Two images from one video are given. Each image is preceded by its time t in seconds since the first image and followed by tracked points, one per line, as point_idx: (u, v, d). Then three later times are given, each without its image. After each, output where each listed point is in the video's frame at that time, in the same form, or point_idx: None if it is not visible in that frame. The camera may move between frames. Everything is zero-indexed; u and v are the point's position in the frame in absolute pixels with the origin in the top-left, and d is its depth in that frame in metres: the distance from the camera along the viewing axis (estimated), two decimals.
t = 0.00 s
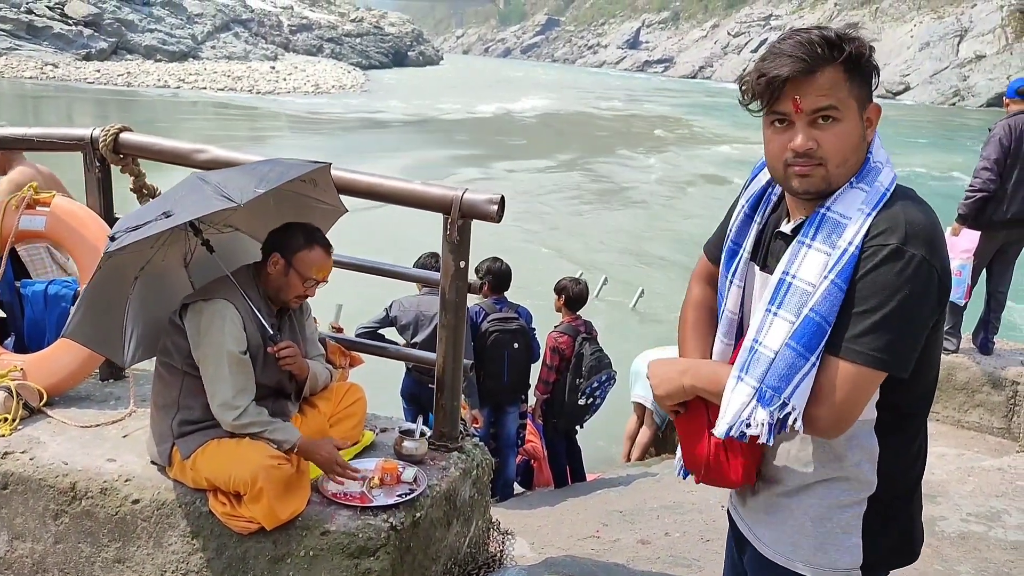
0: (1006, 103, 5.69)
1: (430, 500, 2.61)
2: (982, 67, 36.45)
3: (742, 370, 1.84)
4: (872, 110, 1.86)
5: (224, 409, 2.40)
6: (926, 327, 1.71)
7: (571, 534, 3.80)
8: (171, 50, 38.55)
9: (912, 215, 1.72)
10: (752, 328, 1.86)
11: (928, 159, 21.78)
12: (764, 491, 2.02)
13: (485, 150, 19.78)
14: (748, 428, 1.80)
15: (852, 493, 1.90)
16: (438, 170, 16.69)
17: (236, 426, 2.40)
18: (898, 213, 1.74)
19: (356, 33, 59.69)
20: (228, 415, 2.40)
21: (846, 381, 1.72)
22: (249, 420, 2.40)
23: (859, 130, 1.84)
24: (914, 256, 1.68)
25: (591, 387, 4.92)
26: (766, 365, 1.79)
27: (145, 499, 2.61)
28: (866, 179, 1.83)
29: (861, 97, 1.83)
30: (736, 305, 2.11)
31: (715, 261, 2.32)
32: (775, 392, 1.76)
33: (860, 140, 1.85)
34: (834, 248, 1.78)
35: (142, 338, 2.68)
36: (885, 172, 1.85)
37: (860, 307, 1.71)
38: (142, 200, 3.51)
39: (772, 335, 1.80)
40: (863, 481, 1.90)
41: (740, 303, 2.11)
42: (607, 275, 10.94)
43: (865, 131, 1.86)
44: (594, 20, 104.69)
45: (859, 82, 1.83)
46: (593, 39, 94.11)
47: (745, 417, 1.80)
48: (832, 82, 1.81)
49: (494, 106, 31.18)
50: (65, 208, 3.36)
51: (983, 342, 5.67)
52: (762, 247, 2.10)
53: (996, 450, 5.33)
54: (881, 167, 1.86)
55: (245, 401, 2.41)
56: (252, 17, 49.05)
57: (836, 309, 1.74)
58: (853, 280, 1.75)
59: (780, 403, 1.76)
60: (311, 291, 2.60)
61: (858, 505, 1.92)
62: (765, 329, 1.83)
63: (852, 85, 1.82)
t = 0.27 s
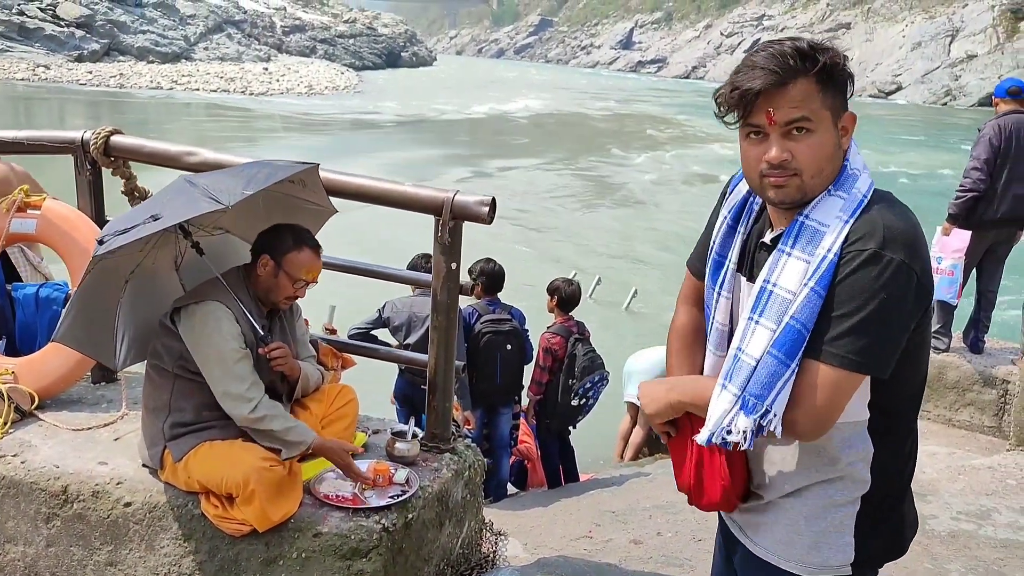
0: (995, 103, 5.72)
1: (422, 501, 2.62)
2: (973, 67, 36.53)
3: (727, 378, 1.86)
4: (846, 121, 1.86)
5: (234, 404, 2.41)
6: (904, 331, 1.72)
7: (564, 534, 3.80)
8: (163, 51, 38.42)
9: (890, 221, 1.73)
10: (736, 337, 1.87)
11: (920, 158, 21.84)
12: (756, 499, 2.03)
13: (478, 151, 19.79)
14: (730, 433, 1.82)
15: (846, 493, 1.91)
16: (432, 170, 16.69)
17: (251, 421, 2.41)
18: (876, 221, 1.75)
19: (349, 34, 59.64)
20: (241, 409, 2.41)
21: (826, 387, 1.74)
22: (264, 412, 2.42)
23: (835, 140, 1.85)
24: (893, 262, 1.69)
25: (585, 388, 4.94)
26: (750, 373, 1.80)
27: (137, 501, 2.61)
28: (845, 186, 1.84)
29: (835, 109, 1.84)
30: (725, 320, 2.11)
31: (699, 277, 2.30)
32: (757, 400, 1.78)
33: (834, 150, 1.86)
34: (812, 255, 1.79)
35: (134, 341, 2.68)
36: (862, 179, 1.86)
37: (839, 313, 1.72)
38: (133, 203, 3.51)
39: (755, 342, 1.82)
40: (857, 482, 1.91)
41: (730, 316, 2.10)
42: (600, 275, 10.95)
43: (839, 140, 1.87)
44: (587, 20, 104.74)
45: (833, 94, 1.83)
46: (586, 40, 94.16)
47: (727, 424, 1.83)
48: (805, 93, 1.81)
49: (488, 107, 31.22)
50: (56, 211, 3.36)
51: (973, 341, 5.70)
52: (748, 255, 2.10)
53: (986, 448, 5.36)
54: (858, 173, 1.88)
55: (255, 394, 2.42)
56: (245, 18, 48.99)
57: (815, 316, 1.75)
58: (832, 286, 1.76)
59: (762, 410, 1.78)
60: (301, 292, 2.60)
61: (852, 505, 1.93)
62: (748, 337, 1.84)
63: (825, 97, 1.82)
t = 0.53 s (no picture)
0: (984, 100, 5.73)
1: (414, 499, 2.62)
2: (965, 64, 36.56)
3: (745, 437, 1.84)
4: (753, 165, 1.82)
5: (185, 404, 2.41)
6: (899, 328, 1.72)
7: (557, 532, 3.81)
8: (155, 49, 38.29)
9: (847, 242, 1.73)
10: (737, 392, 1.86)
11: (913, 155, 21.88)
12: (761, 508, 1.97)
13: (472, 149, 19.78)
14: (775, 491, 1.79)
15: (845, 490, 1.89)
16: (425, 168, 16.68)
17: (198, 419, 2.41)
18: (837, 243, 1.74)
19: (343, 33, 59.54)
20: (189, 410, 2.41)
21: (854, 419, 1.73)
22: (210, 413, 2.40)
23: (741, 196, 1.83)
24: (867, 279, 1.69)
25: (578, 385, 4.94)
26: (772, 428, 1.79)
27: (126, 501, 2.60)
28: (786, 217, 1.83)
29: (733, 166, 1.80)
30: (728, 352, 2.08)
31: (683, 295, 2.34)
32: (788, 453, 1.76)
33: (747, 201, 1.84)
34: (787, 294, 1.78)
35: (123, 344, 2.67)
36: (809, 202, 1.83)
37: (836, 343, 1.71)
38: (122, 202, 3.50)
39: (763, 394, 1.81)
40: (860, 480, 1.89)
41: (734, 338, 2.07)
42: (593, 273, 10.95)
43: (753, 186, 1.84)
44: (581, 18, 104.66)
45: (726, 151, 1.78)
46: (580, 37, 94.12)
47: (769, 482, 1.79)
48: (693, 170, 1.78)
49: (481, 105, 31.20)
50: (45, 211, 3.34)
51: (964, 337, 5.71)
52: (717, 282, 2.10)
53: (976, 444, 5.38)
54: (799, 197, 1.84)
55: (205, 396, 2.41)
56: (238, 17, 48.87)
57: (813, 353, 1.74)
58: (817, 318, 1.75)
59: (799, 460, 1.76)
60: (295, 291, 2.61)
61: (851, 503, 1.90)
62: (753, 391, 1.83)
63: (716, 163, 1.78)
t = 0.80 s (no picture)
0: (980, 95, 5.73)
1: (409, 494, 2.62)
2: (961, 60, 36.54)
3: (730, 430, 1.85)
4: (713, 175, 1.79)
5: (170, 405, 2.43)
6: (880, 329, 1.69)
7: (553, 527, 3.81)
8: (150, 46, 38.18)
9: (824, 242, 1.71)
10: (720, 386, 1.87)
11: (908, 150, 21.89)
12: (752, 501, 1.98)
13: (467, 145, 19.76)
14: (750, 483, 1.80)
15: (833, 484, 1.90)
16: (421, 164, 16.66)
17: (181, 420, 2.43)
18: (814, 244, 1.72)
19: (338, 29, 59.39)
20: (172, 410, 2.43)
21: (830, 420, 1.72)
22: (195, 417, 2.42)
23: (704, 205, 1.81)
24: (844, 281, 1.67)
25: (575, 381, 4.95)
26: (742, 421, 1.79)
27: (122, 497, 2.59)
28: (764, 217, 1.81)
29: (691, 179, 1.77)
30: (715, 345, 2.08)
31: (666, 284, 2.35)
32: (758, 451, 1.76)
33: (712, 211, 1.82)
34: (765, 294, 1.76)
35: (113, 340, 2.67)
36: (788, 201, 1.80)
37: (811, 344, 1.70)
38: (117, 198, 3.49)
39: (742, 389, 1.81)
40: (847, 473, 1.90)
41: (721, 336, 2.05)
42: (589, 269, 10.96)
43: (718, 195, 1.81)
44: (577, 13, 104.50)
45: (680, 169, 1.77)
46: (575, 33, 94.01)
47: (742, 475, 1.80)
48: (649, 190, 1.80)
49: (477, 101, 31.17)
50: (38, 206, 3.33)
51: (959, 332, 5.72)
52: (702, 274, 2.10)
53: (971, 438, 5.40)
54: (779, 196, 1.81)
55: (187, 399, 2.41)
56: (233, 13, 48.72)
57: (786, 355, 1.73)
58: (794, 319, 1.73)
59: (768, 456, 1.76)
60: (288, 288, 2.60)
61: (840, 495, 1.91)
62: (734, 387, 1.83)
63: (670, 181, 1.77)
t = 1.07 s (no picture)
0: (980, 86, 5.71)
1: (408, 485, 2.62)
2: (960, 53, 36.43)
3: (723, 418, 1.85)
4: (707, 160, 1.78)
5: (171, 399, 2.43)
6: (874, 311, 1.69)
7: (552, 518, 3.82)
8: (147, 39, 38.05)
9: (815, 225, 1.71)
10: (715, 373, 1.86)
11: (908, 143, 21.84)
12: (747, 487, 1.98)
13: (466, 139, 19.72)
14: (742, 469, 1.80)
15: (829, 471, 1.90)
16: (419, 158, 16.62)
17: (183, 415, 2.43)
18: (807, 227, 1.71)
19: (336, 23, 59.21)
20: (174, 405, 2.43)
21: (827, 404, 1.72)
22: (197, 410, 2.42)
23: (698, 189, 1.80)
24: (837, 263, 1.66)
25: (576, 373, 4.94)
26: (739, 410, 1.79)
27: (121, 488, 2.59)
28: (758, 202, 1.80)
29: (684, 164, 1.77)
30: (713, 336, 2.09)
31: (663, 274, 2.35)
32: (754, 436, 1.76)
33: (706, 196, 1.81)
34: (759, 280, 1.76)
35: (110, 333, 2.66)
36: (781, 185, 1.79)
37: (805, 329, 1.70)
38: (115, 189, 3.47)
39: (737, 376, 1.81)
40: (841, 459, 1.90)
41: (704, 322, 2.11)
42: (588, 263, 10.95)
43: (711, 180, 1.80)
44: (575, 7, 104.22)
45: (674, 153, 1.76)
46: (574, 27, 93.76)
47: (737, 461, 1.80)
48: (643, 173, 1.80)
49: (475, 94, 31.09)
50: (36, 197, 3.32)
51: (959, 324, 5.73)
52: (699, 261, 2.10)
53: (969, 430, 5.41)
54: (773, 181, 1.80)
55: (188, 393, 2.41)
56: (230, 6, 48.56)
57: (780, 339, 1.72)
58: (787, 303, 1.73)
59: (763, 442, 1.76)
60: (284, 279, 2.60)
61: (836, 482, 1.91)
62: (730, 373, 1.82)
63: (664, 164, 1.77)
